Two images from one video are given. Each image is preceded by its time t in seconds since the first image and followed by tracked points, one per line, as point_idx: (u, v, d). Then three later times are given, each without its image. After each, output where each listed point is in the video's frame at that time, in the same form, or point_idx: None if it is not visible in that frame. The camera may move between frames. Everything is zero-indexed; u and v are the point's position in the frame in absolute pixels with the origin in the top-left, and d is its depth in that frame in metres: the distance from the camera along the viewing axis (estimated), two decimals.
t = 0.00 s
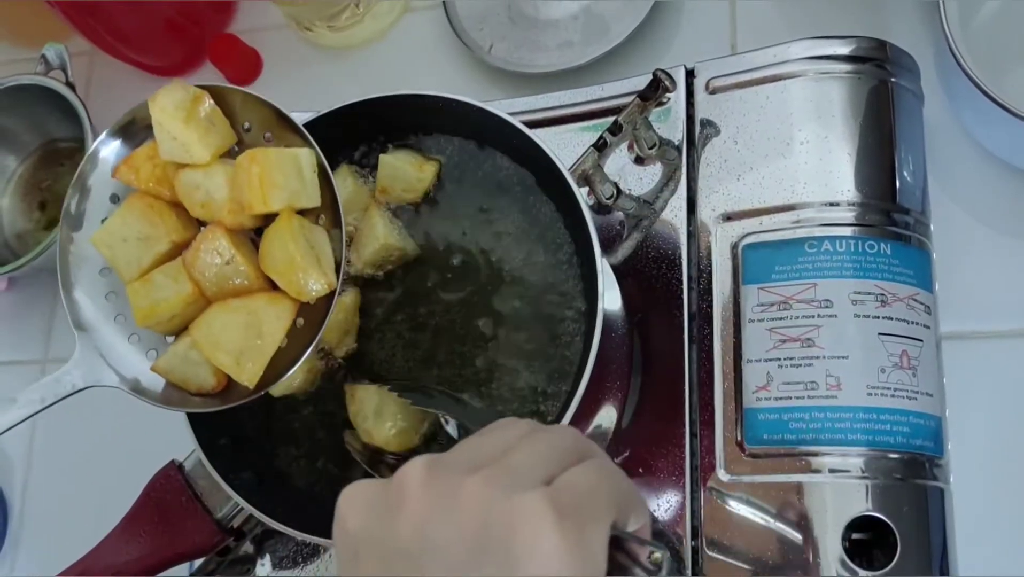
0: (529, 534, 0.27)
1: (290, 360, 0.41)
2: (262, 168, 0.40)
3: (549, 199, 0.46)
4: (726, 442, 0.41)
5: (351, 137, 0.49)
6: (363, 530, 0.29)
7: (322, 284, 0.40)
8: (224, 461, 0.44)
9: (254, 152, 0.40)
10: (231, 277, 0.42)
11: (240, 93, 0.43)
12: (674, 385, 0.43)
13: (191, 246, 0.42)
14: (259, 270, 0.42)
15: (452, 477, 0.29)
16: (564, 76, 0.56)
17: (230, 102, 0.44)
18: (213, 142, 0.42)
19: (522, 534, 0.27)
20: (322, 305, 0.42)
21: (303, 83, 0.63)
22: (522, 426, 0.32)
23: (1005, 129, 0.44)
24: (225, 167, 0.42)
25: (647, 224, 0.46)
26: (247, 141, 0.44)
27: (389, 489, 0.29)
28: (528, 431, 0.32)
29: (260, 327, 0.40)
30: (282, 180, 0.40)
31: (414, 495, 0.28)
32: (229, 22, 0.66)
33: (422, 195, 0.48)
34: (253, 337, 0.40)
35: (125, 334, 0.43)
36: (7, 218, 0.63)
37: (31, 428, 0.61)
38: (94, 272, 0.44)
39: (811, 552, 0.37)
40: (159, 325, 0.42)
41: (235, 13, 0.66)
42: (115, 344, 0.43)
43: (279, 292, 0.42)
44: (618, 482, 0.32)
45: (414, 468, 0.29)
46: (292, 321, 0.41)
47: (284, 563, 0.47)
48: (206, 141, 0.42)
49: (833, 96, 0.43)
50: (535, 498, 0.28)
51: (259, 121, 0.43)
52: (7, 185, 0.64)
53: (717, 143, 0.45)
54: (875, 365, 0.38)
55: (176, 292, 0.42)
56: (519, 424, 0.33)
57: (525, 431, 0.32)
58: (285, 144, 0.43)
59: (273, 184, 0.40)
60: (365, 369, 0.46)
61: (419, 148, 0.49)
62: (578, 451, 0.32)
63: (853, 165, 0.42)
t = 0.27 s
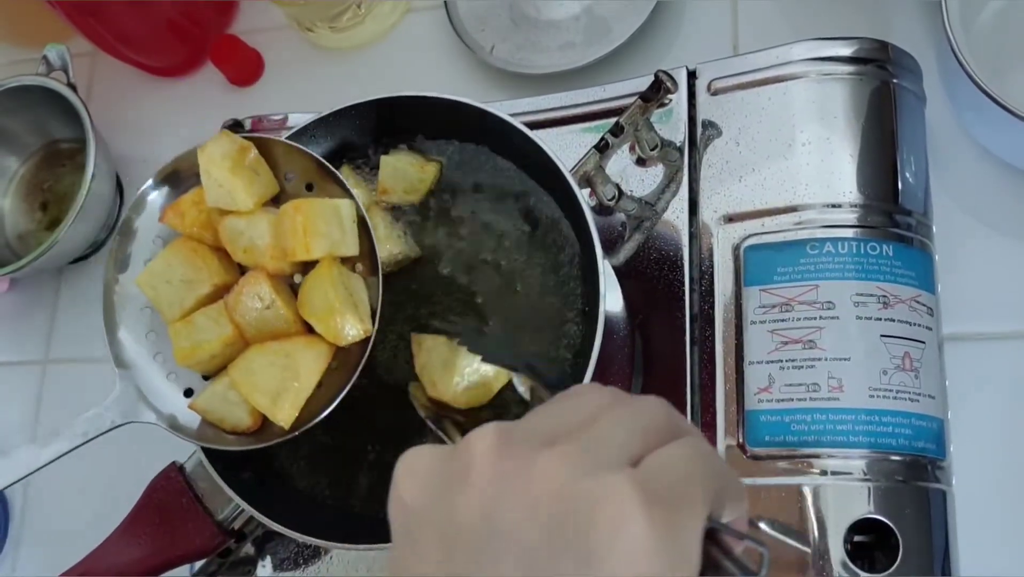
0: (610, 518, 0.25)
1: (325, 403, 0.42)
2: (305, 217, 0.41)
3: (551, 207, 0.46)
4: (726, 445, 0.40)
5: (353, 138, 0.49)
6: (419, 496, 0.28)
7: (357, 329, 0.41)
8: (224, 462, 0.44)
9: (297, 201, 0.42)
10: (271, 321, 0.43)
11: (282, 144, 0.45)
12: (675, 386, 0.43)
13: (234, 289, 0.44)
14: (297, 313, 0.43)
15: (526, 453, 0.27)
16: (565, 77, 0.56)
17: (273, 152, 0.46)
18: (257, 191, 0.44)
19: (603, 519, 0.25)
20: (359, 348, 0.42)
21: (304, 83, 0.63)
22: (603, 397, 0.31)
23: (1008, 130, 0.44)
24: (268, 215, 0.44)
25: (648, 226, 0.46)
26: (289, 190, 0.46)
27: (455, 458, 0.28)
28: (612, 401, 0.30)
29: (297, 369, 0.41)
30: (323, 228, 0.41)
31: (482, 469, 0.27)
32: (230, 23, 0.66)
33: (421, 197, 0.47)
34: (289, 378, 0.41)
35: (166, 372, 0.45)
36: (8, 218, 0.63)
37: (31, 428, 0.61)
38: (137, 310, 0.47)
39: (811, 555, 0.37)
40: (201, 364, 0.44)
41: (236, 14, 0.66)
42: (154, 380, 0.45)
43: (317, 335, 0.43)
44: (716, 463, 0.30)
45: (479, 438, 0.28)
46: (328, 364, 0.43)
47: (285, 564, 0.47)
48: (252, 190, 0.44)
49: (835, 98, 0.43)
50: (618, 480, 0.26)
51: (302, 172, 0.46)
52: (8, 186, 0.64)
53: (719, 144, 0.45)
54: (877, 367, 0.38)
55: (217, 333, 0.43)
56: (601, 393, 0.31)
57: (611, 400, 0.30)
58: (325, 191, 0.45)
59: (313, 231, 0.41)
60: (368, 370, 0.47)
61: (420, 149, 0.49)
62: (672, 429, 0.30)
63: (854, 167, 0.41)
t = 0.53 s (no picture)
0: (612, 505, 0.23)
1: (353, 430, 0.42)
2: (338, 248, 0.40)
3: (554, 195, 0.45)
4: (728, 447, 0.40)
5: (354, 138, 0.49)
6: (381, 453, 0.26)
7: (389, 360, 0.40)
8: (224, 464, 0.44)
9: (331, 233, 0.41)
10: (303, 349, 0.43)
11: (313, 176, 0.44)
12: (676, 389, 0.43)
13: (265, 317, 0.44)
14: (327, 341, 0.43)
15: (511, 413, 0.25)
16: (566, 78, 0.56)
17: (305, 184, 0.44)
18: (290, 222, 0.43)
19: (594, 496, 0.23)
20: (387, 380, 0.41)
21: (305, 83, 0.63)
22: (612, 322, 0.28)
23: (1011, 130, 0.44)
24: (301, 246, 0.43)
25: (649, 227, 0.46)
26: (320, 222, 0.46)
27: (427, 409, 0.26)
28: (623, 332, 0.27)
29: (326, 398, 0.41)
30: (356, 260, 0.41)
31: (449, 430, 0.25)
32: (230, 23, 0.66)
33: (422, 199, 0.47)
34: (319, 405, 0.41)
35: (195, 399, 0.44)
36: (8, 219, 0.63)
37: (31, 429, 0.61)
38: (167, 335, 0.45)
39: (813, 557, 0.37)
40: (231, 392, 0.43)
41: (236, 15, 0.66)
42: (185, 409, 0.43)
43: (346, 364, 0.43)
44: (752, 408, 0.27)
45: (451, 385, 0.26)
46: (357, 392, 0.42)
47: (284, 567, 0.47)
48: (285, 221, 0.43)
49: (837, 98, 0.42)
50: (623, 451, 0.24)
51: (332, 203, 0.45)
52: (8, 187, 0.64)
53: (720, 145, 0.45)
54: (879, 368, 0.38)
55: (246, 360, 0.43)
56: (611, 317, 0.28)
57: (621, 332, 0.27)
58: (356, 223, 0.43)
59: (347, 263, 0.40)
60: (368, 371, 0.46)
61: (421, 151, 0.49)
62: (700, 365, 0.27)
63: (856, 167, 0.41)
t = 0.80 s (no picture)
0: (367, 514, 0.23)
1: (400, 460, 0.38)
2: (388, 268, 0.40)
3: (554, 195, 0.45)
4: (731, 447, 0.40)
5: (356, 138, 0.49)
6: (171, 486, 0.27)
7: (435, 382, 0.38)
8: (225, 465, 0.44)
9: (381, 254, 0.40)
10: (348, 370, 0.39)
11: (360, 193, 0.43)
12: (678, 389, 0.43)
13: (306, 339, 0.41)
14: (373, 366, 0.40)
15: (286, 433, 0.26)
16: (567, 77, 0.55)
17: (351, 203, 0.44)
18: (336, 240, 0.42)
19: (364, 507, 0.24)
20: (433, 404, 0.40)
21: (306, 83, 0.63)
22: (399, 338, 0.28)
23: (1013, 130, 0.44)
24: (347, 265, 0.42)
25: (652, 226, 0.46)
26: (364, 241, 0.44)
27: (205, 437, 0.27)
28: (404, 348, 0.28)
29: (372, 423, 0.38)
30: (404, 281, 0.40)
31: (227, 454, 0.26)
32: (231, 23, 0.66)
33: (423, 198, 0.47)
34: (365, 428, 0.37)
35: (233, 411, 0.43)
36: (9, 219, 0.63)
37: (32, 429, 0.61)
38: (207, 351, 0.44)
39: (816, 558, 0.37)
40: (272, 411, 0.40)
41: (237, 14, 0.66)
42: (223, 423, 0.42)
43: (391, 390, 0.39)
44: (521, 409, 0.27)
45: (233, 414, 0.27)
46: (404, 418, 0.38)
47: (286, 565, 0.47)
48: (331, 238, 0.41)
49: (840, 98, 0.42)
50: (373, 459, 0.24)
51: (377, 222, 0.44)
52: (9, 187, 0.64)
53: (723, 145, 0.45)
54: (882, 369, 0.38)
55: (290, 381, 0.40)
56: (399, 334, 0.29)
57: (407, 345, 0.28)
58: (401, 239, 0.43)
59: (394, 283, 0.40)
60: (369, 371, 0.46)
61: (425, 150, 0.49)
62: (468, 371, 0.27)
63: (859, 167, 0.41)
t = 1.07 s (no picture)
0: (291, 509, 0.25)
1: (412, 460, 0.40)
2: (401, 271, 0.40)
3: (550, 192, 0.45)
4: (732, 447, 0.40)
5: (356, 138, 0.49)
6: (127, 492, 0.29)
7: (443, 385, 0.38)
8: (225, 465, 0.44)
9: (393, 256, 0.40)
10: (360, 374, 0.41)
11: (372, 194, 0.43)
12: (678, 390, 0.43)
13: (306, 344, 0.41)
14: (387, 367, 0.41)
15: (229, 436, 0.27)
16: (568, 78, 0.56)
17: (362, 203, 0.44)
18: (350, 242, 0.42)
19: (304, 502, 0.25)
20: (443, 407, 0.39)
21: (307, 83, 0.63)
22: (342, 342, 0.30)
23: (1013, 130, 0.44)
24: (360, 267, 0.42)
25: (652, 226, 0.46)
26: (377, 241, 0.44)
27: (154, 445, 0.28)
28: (344, 349, 0.29)
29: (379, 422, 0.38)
30: (416, 283, 0.40)
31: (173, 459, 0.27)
32: (232, 23, 0.66)
33: (421, 198, 0.47)
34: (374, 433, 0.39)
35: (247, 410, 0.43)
36: (9, 218, 0.63)
37: (32, 428, 0.61)
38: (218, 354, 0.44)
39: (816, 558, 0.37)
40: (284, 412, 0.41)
41: (238, 15, 0.66)
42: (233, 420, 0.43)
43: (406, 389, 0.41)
44: (460, 408, 0.28)
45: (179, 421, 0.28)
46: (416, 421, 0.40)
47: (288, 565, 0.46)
48: (345, 239, 0.42)
49: (840, 99, 0.42)
50: (307, 454, 0.25)
51: (388, 223, 0.44)
52: (10, 186, 0.64)
53: (723, 145, 0.45)
54: (881, 369, 0.38)
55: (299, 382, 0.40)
56: (343, 338, 0.30)
57: (349, 347, 0.30)
58: (414, 241, 0.42)
59: (407, 285, 0.40)
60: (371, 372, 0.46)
61: (424, 150, 0.49)
62: (406, 368, 0.29)
63: (859, 168, 0.41)
